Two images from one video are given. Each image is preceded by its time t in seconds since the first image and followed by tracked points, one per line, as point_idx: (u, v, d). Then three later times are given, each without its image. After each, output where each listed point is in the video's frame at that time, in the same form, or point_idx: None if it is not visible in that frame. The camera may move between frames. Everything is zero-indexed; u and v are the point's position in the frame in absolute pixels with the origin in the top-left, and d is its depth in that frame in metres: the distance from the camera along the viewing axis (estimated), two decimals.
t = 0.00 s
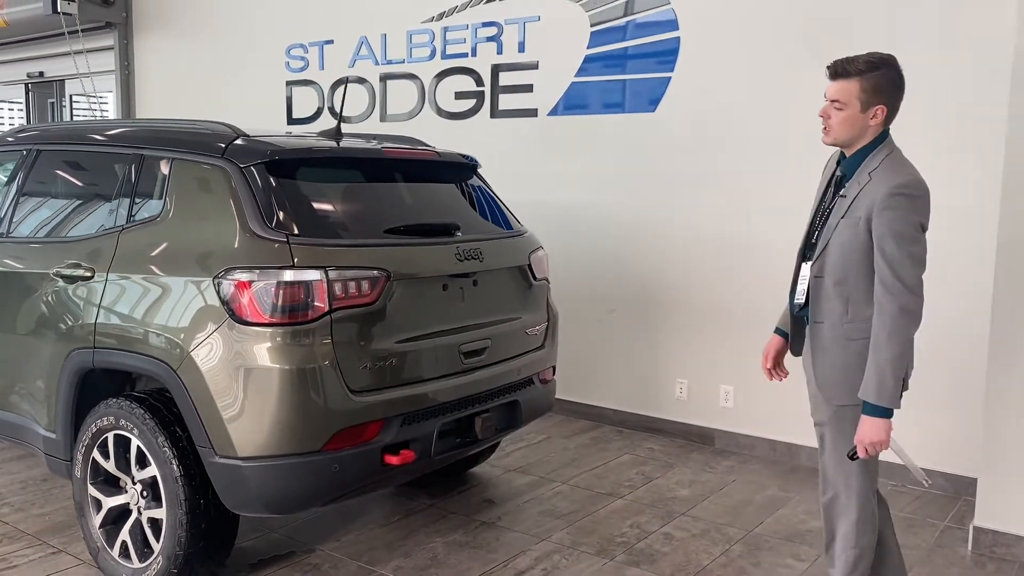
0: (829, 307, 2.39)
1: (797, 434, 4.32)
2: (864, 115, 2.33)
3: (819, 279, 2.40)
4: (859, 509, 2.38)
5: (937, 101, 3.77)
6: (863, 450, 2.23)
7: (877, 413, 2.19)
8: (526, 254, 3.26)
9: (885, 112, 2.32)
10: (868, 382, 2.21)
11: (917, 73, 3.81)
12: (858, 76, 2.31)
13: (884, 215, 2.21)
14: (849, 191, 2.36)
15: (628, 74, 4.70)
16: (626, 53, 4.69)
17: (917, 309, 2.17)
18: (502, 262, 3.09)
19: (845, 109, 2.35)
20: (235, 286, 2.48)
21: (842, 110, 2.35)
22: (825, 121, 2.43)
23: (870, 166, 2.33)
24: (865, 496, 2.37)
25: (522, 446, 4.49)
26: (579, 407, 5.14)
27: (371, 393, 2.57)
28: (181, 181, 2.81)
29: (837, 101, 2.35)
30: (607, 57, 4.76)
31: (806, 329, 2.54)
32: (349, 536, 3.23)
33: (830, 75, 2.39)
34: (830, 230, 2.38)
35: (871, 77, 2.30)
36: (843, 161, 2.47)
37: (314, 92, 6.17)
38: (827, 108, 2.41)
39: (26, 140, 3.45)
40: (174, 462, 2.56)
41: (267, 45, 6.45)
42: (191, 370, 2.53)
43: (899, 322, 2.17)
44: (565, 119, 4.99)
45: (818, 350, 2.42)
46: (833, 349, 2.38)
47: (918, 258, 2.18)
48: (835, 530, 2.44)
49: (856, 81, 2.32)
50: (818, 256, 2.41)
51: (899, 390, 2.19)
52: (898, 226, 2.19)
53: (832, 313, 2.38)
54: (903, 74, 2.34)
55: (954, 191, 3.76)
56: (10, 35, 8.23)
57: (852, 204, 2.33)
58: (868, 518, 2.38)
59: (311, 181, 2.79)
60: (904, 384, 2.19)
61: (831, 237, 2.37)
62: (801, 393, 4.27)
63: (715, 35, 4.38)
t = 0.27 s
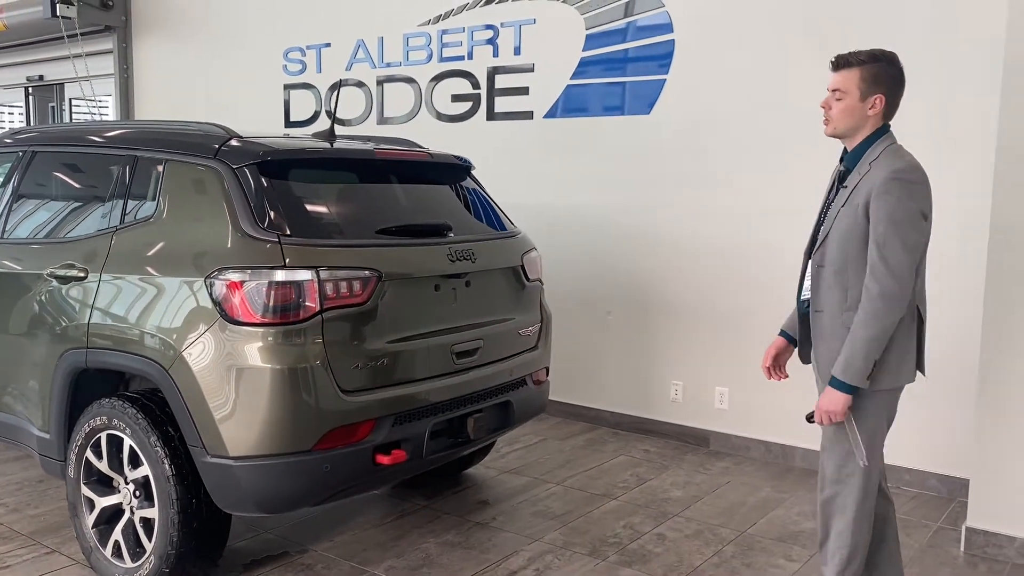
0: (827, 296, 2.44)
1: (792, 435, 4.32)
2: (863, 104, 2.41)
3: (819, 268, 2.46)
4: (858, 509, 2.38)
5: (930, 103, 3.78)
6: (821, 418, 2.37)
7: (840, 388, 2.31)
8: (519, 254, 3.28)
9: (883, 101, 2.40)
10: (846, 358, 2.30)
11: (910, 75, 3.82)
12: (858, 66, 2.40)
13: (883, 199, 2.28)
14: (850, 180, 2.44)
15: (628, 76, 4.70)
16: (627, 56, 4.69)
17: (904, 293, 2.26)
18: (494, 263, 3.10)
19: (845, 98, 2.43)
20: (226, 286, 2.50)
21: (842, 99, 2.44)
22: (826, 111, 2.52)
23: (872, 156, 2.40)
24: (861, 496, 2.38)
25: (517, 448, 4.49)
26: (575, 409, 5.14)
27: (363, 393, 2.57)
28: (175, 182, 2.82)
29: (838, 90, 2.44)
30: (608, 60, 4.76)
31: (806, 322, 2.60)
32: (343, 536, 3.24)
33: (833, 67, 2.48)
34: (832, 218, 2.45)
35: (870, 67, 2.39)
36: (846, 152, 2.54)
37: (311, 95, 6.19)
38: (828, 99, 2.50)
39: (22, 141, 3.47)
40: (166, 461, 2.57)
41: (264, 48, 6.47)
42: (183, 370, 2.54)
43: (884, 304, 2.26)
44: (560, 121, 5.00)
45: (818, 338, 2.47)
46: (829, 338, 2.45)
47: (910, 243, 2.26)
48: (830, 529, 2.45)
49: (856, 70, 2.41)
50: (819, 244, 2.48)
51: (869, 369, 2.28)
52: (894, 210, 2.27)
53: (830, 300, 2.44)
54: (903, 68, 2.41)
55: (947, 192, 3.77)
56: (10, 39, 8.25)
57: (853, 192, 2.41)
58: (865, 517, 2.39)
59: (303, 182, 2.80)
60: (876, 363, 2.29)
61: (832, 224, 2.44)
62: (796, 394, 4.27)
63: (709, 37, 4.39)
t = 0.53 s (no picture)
0: (833, 294, 2.45)
1: (789, 438, 4.32)
2: (857, 103, 2.47)
3: (825, 267, 2.47)
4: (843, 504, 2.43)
5: (926, 105, 3.78)
6: (809, 401, 2.42)
7: (832, 373, 2.35)
8: (514, 256, 3.28)
9: (877, 100, 2.46)
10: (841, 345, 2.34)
11: (905, 78, 3.82)
12: (851, 68, 2.47)
13: (885, 192, 2.31)
14: (852, 178, 2.46)
15: (628, 79, 4.69)
16: (627, 58, 4.68)
17: (905, 286, 2.28)
18: (489, 265, 3.11)
19: (840, 99, 2.50)
20: (219, 288, 2.50)
21: (836, 101, 2.50)
22: (824, 116, 2.58)
23: (874, 153, 2.43)
24: (846, 492, 2.42)
25: (514, 451, 4.49)
26: (573, 412, 5.14)
27: (356, 395, 2.57)
28: (171, 184, 2.83)
29: (833, 93, 2.51)
30: (608, 63, 4.75)
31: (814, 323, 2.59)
32: (337, 539, 3.24)
33: (828, 73, 2.56)
34: (836, 216, 2.47)
35: (863, 67, 2.46)
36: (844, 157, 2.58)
37: (309, 98, 6.20)
38: (825, 103, 2.56)
39: (18, 144, 3.48)
40: (160, 463, 2.57)
41: (262, 52, 6.48)
42: (176, 372, 2.54)
43: (887, 297, 2.28)
44: (557, 124, 5.00)
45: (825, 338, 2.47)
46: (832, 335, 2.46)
47: (912, 234, 2.29)
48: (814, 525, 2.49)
49: (849, 72, 2.48)
50: (824, 244, 2.49)
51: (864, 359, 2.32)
52: (896, 202, 2.29)
53: (836, 298, 2.44)
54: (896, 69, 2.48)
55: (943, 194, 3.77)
56: (10, 43, 8.27)
57: (856, 189, 2.43)
58: (851, 515, 2.44)
59: (297, 185, 2.81)
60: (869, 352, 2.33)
61: (836, 222, 2.45)
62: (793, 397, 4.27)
63: (705, 40, 4.40)
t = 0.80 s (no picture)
0: (830, 298, 2.47)
1: (787, 442, 4.31)
2: (842, 107, 2.52)
3: (821, 272, 2.50)
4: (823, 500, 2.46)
5: (922, 107, 3.78)
6: (843, 420, 2.36)
7: (859, 386, 2.31)
8: (510, 259, 3.27)
9: (861, 102, 2.50)
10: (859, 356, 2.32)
11: (904, 80, 3.82)
12: (834, 74, 2.52)
13: (871, 193, 2.33)
14: (840, 183, 2.49)
15: (629, 81, 4.68)
16: (628, 62, 4.67)
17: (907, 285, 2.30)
18: (485, 268, 3.10)
19: (825, 105, 2.55)
20: (214, 291, 2.49)
21: (822, 107, 2.55)
22: (811, 122, 2.63)
23: (860, 155, 2.47)
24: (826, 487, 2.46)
25: (511, 454, 4.48)
26: (571, 416, 5.13)
27: (351, 398, 2.57)
28: (167, 187, 2.82)
29: (818, 99, 2.56)
30: (611, 66, 4.74)
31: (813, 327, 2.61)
32: (333, 543, 3.23)
33: (812, 80, 2.61)
34: (827, 222, 2.50)
35: (845, 73, 2.51)
36: (835, 160, 2.63)
37: (307, 102, 6.20)
38: (811, 110, 2.61)
39: (15, 147, 3.48)
40: (154, 466, 2.57)
41: (261, 55, 6.49)
42: (170, 375, 2.53)
43: (889, 297, 2.28)
44: (555, 128, 5.00)
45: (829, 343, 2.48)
46: (837, 339, 2.46)
47: (903, 233, 2.30)
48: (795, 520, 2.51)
49: (832, 77, 2.52)
50: (818, 250, 2.52)
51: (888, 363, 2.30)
52: (884, 203, 2.31)
53: (833, 301, 2.47)
54: (879, 71, 2.52)
55: (940, 197, 3.76)
56: (9, 47, 8.28)
57: (843, 193, 2.45)
58: (831, 510, 2.47)
59: (293, 188, 2.80)
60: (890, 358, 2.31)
61: (827, 227, 2.48)
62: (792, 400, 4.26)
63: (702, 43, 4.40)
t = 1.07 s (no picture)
0: (801, 301, 2.48)
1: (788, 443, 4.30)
2: (820, 109, 2.51)
3: (792, 274, 2.52)
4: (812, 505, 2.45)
5: (922, 108, 3.77)
6: (837, 434, 2.33)
7: (846, 395, 2.30)
8: (510, 259, 3.27)
9: (839, 103, 2.50)
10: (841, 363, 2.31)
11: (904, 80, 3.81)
12: (811, 74, 2.52)
13: (842, 200, 2.34)
14: (814, 187, 2.50)
15: (630, 82, 4.68)
16: (629, 64, 4.67)
17: (881, 289, 2.30)
18: (484, 268, 3.09)
19: (803, 106, 2.54)
20: (212, 291, 2.48)
21: (800, 108, 2.55)
22: (789, 122, 2.63)
23: (834, 160, 2.48)
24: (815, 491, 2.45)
25: (511, 456, 4.47)
26: (571, 418, 5.12)
27: (350, 398, 2.56)
28: (166, 188, 2.82)
29: (796, 100, 2.55)
30: (611, 68, 4.73)
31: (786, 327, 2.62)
32: (332, 544, 3.21)
33: (789, 79, 2.60)
34: (800, 226, 2.51)
35: (823, 74, 2.50)
36: (812, 160, 2.63)
37: (308, 103, 6.20)
38: (788, 109, 2.61)
39: (14, 148, 3.47)
40: (152, 467, 2.56)
41: (261, 57, 6.49)
42: (168, 375, 2.52)
43: (863, 301, 2.29)
44: (555, 129, 5.00)
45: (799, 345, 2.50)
46: (812, 344, 2.46)
47: (876, 239, 2.30)
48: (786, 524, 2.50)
49: (810, 78, 2.52)
50: (790, 253, 2.53)
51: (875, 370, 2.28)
52: (855, 209, 2.32)
53: (802, 304, 2.49)
54: (856, 71, 2.52)
55: (941, 198, 3.76)
56: (10, 49, 8.29)
57: (817, 198, 2.47)
58: (821, 518, 2.46)
59: (292, 188, 2.79)
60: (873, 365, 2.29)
61: (800, 231, 2.50)
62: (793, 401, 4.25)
63: (702, 44, 4.39)
